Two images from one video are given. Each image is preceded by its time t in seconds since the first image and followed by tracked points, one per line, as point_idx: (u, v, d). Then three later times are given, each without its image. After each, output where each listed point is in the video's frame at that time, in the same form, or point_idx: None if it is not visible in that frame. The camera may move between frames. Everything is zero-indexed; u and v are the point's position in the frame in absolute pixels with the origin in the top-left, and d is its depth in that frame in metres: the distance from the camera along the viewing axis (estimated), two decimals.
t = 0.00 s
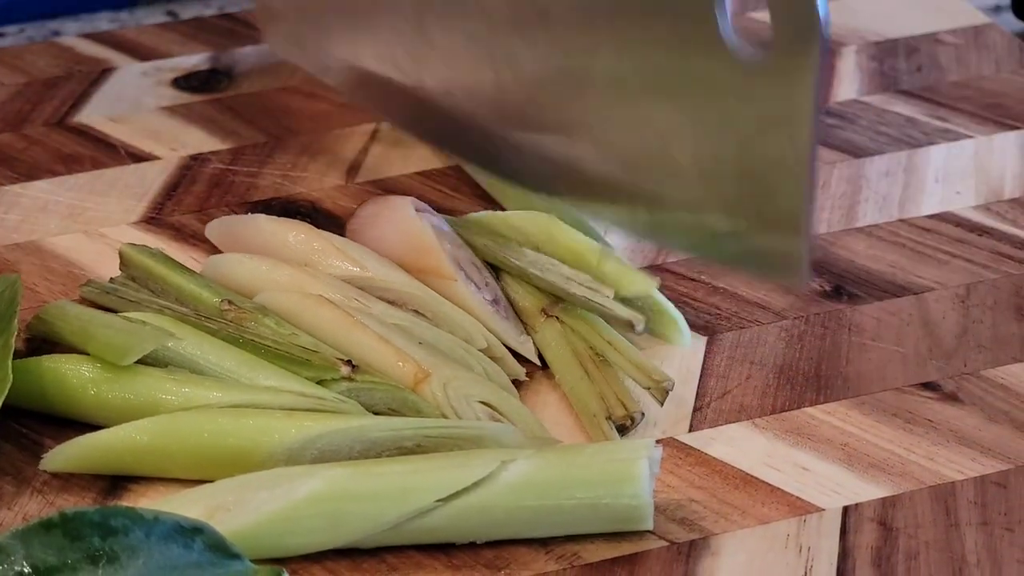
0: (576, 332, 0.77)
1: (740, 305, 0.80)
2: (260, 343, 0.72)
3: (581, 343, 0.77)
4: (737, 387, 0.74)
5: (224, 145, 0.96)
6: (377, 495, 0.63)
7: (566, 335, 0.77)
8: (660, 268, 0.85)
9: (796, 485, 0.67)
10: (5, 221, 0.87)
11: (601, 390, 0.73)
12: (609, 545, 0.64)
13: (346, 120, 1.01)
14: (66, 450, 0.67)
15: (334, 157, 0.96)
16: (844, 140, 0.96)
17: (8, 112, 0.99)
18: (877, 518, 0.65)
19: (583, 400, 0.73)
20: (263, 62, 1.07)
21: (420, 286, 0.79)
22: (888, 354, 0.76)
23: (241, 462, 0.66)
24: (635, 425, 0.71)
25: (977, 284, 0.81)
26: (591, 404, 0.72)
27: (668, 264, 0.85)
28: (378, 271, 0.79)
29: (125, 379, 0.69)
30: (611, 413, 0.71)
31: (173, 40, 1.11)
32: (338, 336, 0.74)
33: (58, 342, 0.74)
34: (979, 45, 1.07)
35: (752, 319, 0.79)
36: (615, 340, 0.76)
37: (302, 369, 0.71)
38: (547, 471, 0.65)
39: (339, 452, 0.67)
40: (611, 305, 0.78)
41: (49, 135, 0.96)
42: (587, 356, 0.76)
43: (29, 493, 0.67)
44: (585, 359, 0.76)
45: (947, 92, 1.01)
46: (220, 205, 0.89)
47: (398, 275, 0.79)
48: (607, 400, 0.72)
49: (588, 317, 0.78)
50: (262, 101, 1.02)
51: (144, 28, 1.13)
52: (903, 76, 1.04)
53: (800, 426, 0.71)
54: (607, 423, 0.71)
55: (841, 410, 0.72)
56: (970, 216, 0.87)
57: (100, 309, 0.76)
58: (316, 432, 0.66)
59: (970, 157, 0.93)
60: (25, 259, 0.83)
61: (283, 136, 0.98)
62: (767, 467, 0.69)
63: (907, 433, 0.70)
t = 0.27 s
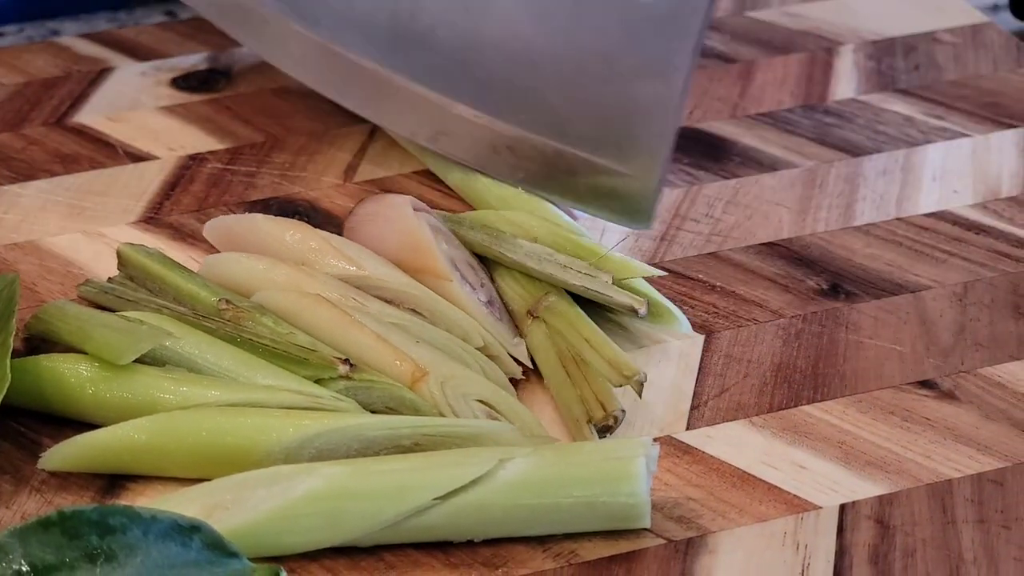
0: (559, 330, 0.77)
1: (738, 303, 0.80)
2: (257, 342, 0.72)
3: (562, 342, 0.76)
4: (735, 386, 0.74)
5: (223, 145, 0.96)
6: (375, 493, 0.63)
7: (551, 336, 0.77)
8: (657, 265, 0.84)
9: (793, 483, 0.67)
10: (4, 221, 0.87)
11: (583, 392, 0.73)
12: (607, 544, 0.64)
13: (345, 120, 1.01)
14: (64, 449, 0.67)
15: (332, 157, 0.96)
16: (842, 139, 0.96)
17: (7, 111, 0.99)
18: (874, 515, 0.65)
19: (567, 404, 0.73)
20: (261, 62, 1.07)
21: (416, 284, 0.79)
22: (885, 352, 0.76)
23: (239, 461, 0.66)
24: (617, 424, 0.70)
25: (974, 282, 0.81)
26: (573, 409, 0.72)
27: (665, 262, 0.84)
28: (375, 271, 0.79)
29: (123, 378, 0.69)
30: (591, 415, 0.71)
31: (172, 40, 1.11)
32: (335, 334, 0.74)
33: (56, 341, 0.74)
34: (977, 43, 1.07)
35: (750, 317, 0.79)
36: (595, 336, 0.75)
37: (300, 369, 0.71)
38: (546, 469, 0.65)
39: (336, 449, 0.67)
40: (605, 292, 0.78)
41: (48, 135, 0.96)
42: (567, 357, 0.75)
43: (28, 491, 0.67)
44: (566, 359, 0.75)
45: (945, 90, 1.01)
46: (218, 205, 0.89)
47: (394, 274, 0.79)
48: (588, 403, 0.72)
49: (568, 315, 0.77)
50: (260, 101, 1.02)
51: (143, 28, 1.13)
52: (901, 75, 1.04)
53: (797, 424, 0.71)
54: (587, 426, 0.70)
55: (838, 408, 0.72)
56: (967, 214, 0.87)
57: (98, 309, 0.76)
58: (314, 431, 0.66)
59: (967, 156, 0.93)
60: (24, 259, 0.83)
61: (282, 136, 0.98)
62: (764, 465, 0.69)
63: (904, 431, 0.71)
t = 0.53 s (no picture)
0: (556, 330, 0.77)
1: (739, 306, 0.81)
2: (256, 345, 0.72)
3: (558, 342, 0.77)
4: (735, 388, 0.74)
5: (223, 146, 0.96)
6: (375, 495, 0.63)
7: (547, 336, 0.77)
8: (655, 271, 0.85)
9: (794, 486, 0.67)
10: (5, 222, 0.87)
11: (582, 393, 0.73)
12: (607, 547, 0.64)
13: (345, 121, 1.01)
14: (65, 453, 0.67)
15: (332, 158, 0.96)
16: (843, 141, 0.96)
17: (7, 112, 0.99)
18: (874, 519, 0.65)
19: (567, 407, 0.73)
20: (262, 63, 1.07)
21: (413, 287, 0.79)
22: (885, 354, 0.76)
23: (238, 464, 0.66)
24: (619, 422, 0.71)
25: (975, 285, 0.81)
26: (573, 410, 0.72)
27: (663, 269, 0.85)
28: (373, 273, 0.79)
29: (124, 381, 0.69)
30: (592, 415, 0.71)
31: (172, 40, 1.11)
32: (334, 336, 0.74)
33: (56, 344, 0.74)
34: (978, 45, 1.07)
35: (751, 320, 0.79)
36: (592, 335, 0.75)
37: (298, 372, 0.71)
38: (546, 472, 0.65)
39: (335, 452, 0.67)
40: (599, 288, 0.78)
41: (48, 136, 0.96)
42: (565, 358, 0.75)
43: (29, 493, 0.67)
44: (564, 360, 0.75)
45: (945, 92, 1.01)
46: (219, 206, 0.89)
47: (390, 277, 0.79)
48: (587, 404, 0.72)
49: (564, 315, 0.78)
50: (261, 102, 1.02)
51: (143, 28, 1.13)
52: (901, 76, 1.04)
53: (798, 427, 0.71)
54: (590, 427, 0.70)
55: (838, 411, 0.72)
56: (967, 216, 0.87)
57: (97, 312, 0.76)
58: (313, 435, 0.66)
59: (968, 158, 0.93)
60: (25, 260, 0.83)
61: (282, 137, 0.98)
62: (765, 468, 0.69)
63: (904, 434, 0.71)
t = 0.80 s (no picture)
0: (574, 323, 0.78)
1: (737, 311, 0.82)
2: (255, 343, 0.72)
3: (573, 335, 0.78)
4: (734, 388, 0.75)
5: (222, 144, 0.96)
6: (374, 494, 0.63)
7: (559, 330, 0.79)
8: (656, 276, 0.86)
9: (792, 485, 0.67)
10: (3, 221, 0.87)
11: (599, 380, 0.73)
12: (607, 546, 0.64)
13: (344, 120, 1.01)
14: (61, 450, 0.67)
15: (331, 157, 0.96)
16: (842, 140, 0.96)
17: (6, 110, 0.99)
18: (873, 517, 0.65)
19: (586, 394, 0.73)
20: (261, 62, 1.08)
21: (413, 285, 0.79)
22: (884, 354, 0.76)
23: (237, 462, 0.66)
24: (639, 411, 0.72)
25: (974, 284, 0.81)
26: (593, 397, 0.73)
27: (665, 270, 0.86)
28: (371, 271, 0.79)
29: (123, 380, 0.69)
30: (614, 402, 0.72)
31: (171, 39, 1.11)
32: (333, 335, 0.74)
33: (54, 342, 0.74)
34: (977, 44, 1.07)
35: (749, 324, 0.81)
36: (610, 327, 0.77)
37: (296, 370, 0.71)
38: (545, 471, 0.65)
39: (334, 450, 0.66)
40: (606, 286, 0.79)
41: (46, 134, 0.96)
42: (581, 349, 0.77)
43: (27, 492, 0.67)
44: (579, 351, 0.76)
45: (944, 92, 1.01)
46: (218, 204, 0.89)
47: (389, 275, 0.79)
48: (608, 391, 0.72)
49: (579, 309, 0.79)
50: (260, 101, 1.02)
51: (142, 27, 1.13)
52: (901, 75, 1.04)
53: (797, 426, 0.71)
54: (613, 414, 0.71)
55: (837, 410, 0.72)
56: (966, 215, 0.87)
57: (94, 311, 0.76)
58: (312, 433, 0.66)
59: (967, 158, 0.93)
60: (23, 258, 0.83)
61: (281, 136, 0.98)
62: (763, 467, 0.69)
63: (903, 433, 0.71)
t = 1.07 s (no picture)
0: (574, 320, 0.77)
1: (738, 304, 0.81)
2: (255, 343, 0.72)
3: (573, 334, 0.77)
4: (734, 387, 0.74)
5: (221, 144, 0.96)
6: (373, 493, 0.63)
7: (559, 331, 0.78)
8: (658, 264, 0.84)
9: (793, 485, 0.67)
10: (3, 221, 0.87)
11: (601, 381, 0.73)
12: (607, 546, 0.64)
13: (344, 119, 1.01)
14: (61, 450, 0.67)
15: (331, 157, 0.96)
16: (841, 139, 0.96)
17: (6, 110, 0.99)
18: (873, 516, 0.65)
19: (586, 394, 0.73)
20: (261, 62, 1.08)
21: (413, 285, 0.79)
22: (884, 353, 0.76)
23: (237, 462, 0.66)
24: (639, 411, 0.71)
25: (974, 283, 0.81)
26: (594, 397, 0.72)
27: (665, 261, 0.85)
28: (371, 271, 0.79)
29: (123, 380, 0.69)
30: (614, 403, 0.71)
31: (171, 39, 1.11)
32: (333, 334, 0.74)
33: (54, 342, 0.74)
34: (976, 44, 1.07)
35: (750, 317, 0.79)
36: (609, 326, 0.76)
37: (296, 370, 0.71)
38: (545, 470, 0.65)
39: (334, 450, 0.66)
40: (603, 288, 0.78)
41: (46, 135, 0.96)
42: (581, 348, 0.76)
43: (27, 492, 0.67)
44: (581, 351, 0.76)
45: (944, 91, 1.01)
46: (217, 204, 0.89)
47: (389, 275, 0.79)
48: (609, 391, 0.72)
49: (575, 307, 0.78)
50: (259, 101, 1.02)
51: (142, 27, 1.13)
52: (900, 75, 1.04)
53: (797, 425, 0.71)
54: (613, 414, 0.71)
55: (837, 409, 0.72)
56: (966, 215, 0.87)
57: (94, 311, 0.76)
58: (312, 433, 0.66)
59: (967, 157, 0.93)
60: (23, 259, 0.83)
61: (280, 136, 0.98)
62: (764, 467, 0.69)
63: (904, 432, 0.71)
